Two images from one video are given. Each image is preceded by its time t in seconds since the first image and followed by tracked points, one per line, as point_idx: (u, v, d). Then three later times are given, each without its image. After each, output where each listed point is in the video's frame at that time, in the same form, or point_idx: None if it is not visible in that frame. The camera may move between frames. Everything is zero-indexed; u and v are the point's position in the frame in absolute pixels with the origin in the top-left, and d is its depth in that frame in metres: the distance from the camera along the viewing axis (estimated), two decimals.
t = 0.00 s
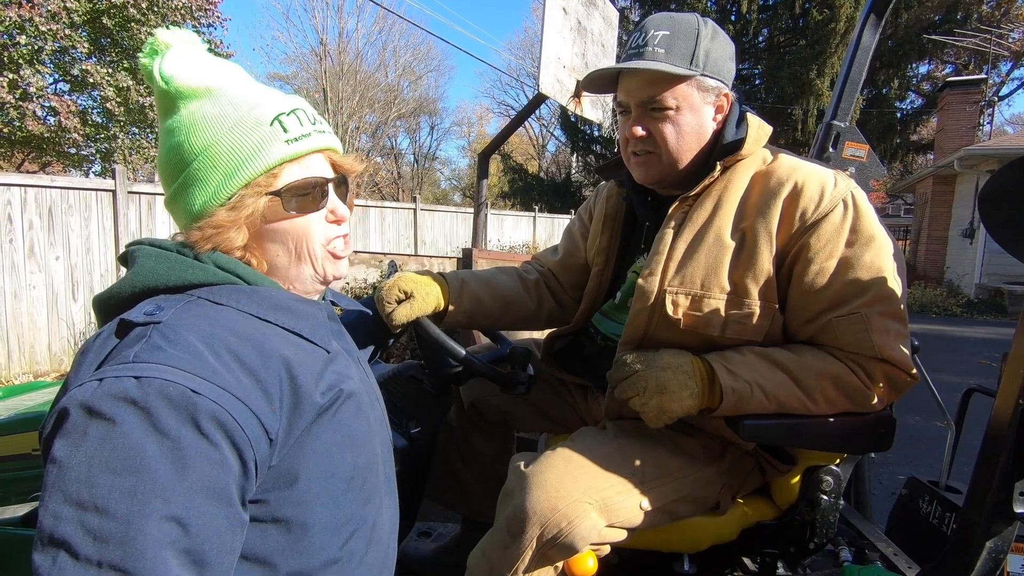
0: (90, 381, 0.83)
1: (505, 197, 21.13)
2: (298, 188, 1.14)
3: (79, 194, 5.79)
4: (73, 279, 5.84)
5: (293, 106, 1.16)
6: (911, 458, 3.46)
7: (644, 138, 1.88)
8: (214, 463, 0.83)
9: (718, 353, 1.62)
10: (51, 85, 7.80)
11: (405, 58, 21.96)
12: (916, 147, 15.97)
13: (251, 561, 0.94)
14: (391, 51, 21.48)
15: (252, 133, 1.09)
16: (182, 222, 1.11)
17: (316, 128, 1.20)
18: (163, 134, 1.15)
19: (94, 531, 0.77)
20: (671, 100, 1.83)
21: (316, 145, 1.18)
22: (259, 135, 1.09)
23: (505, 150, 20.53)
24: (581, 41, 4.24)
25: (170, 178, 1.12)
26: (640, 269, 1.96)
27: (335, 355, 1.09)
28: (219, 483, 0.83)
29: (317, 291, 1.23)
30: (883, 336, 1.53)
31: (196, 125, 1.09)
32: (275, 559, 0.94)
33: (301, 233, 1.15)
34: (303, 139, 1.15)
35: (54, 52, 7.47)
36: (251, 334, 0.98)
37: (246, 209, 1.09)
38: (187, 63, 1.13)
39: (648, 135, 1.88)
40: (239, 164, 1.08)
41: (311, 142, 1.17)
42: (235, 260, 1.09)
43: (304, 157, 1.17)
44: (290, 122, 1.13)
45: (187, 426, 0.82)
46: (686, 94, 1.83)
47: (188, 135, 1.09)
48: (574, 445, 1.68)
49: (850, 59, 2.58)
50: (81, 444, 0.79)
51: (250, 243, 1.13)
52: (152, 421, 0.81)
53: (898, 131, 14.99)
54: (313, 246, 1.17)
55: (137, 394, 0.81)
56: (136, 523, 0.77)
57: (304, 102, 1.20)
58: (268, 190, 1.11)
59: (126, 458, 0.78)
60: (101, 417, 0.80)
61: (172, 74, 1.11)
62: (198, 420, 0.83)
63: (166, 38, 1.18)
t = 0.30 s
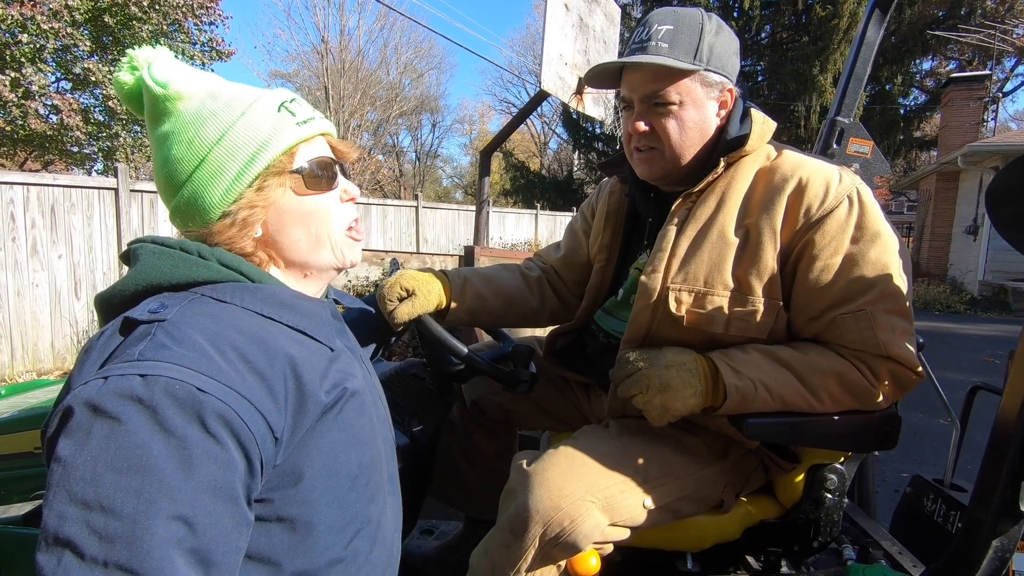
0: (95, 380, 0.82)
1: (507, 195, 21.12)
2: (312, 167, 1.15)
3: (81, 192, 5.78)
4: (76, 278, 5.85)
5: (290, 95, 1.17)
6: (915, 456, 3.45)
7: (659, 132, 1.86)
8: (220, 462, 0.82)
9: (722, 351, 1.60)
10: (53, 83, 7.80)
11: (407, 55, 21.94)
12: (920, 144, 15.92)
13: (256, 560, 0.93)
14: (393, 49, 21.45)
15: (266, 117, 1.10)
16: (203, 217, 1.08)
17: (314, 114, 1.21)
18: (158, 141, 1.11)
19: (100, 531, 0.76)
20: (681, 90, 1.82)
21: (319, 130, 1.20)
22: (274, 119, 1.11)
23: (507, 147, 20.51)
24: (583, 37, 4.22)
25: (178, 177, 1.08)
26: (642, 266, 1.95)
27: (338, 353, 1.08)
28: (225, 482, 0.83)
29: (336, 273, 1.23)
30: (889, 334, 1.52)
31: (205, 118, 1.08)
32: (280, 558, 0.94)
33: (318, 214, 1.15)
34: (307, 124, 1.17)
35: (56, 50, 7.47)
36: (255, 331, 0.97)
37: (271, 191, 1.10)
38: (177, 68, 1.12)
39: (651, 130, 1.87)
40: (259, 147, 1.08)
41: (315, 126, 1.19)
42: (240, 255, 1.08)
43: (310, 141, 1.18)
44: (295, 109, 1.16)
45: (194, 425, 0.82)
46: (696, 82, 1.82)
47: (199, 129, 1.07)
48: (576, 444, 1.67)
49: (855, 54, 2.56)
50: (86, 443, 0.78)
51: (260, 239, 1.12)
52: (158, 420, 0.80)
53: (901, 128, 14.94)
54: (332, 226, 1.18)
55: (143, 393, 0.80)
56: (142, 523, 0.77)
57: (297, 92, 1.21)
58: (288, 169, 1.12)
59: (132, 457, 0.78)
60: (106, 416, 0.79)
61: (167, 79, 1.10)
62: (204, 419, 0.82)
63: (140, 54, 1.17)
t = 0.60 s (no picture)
0: (97, 380, 0.82)
1: (507, 192, 21.11)
2: (308, 165, 1.15)
3: (81, 190, 5.78)
4: (76, 275, 5.84)
5: (280, 89, 1.16)
6: (916, 454, 3.44)
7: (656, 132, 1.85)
8: (223, 461, 0.82)
9: (724, 349, 1.60)
10: (52, 81, 7.79)
11: (407, 52, 21.91)
12: (921, 140, 15.91)
13: (260, 559, 0.92)
14: (393, 46, 21.41)
15: (255, 116, 1.09)
16: (199, 219, 1.07)
17: (305, 108, 1.20)
18: (151, 144, 1.11)
19: (104, 531, 0.76)
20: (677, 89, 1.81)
21: (311, 124, 1.19)
22: (263, 116, 1.10)
23: (507, 144, 20.49)
24: (583, 34, 4.20)
25: (173, 180, 1.08)
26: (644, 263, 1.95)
27: (340, 351, 1.08)
28: (229, 481, 0.82)
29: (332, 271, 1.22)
30: (892, 331, 1.51)
31: (195, 120, 1.07)
32: (284, 557, 0.93)
33: (313, 212, 1.14)
34: (299, 118, 1.16)
35: (55, 47, 7.45)
36: (257, 330, 0.96)
37: (264, 192, 1.10)
38: (164, 69, 1.12)
39: (655, 125, 1.86)
40: (250, 147, 1.07)
41: (306, 120, 1.18)
42: (241, 254, 1.08)
43: (302, 136, 1.17)
44: (286, 104, 1.14)
45: (197, 424, 0.81)
46: (694, 79, 1.81)
47: (189, 130, 1.07)
48: (578, 442, 1.67)
49: (858, 50, 2.54)
50: (89, 443, 0.78)
51: (261, 237, 1.12)
52: (161, 420, 0.80)
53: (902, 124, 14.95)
54: (328, 224, 1.17)
55: (145, 392, 0.80)
56: (146, 523, 0.76)
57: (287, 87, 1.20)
58: (280, 168, 1.11)
59: (135, 457, 0.77)
60: (109, 415, 0.78)
61: (155, 81, 1.10)
62: (208, 419, 0.82)
63: (130, 56, 1.17)
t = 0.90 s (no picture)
0: (90, 379, 0.82)
1: (506, 190, 21.09)
2: (314, 163, 1.15)
3: (80, 188, 5.77)
4: (75, 273, 5.84)
5: (297, 92, 1.18)
6: (916, 450, 3.45)
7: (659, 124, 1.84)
8: (215, 461, 0.81)
9: (723, 346, 1.59)
10: (50, 78, 7.77)
11: (406, 50, 21.88)
12: (920, 137, 15.91)
13: (257, 558, 0.92)
14: (392, 43, 21.38)
15: (270, 112, 1.10)
16: (200, 206, 1.07)
17: (319, 113, 1.22)
18: (162, 131, 1.10)
19: (96, 530, 0.76)
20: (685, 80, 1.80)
21: (324, 127, 1.20)
22: (279, 113, 1.11)
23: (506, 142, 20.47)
24: (582, 31, 4.19)
25: (178, 166, 1.08)
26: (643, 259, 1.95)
27: (337, 348, 1.07)
28: (221, 481, 0.82)
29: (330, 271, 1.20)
30: (892, 328, 1.51)
31: (209, 110, 1.07)
32: (281, 556, 0.93)
33: (314, 210, 1.13)
34: (313, 120, 1.17)
35: (53, 45, 7.43)
36: (252, 328, 0.96)
37: (275, 181, 1.10)
38: (186, 60, 1.12)
39: (650, 123, 1.86)
40: (261, 139, 1.07)
41: (319, 124, 1.19)
42: (239, 250, 1.07)
43: (313, 137, 1.18)
44: (302, 105, 1.16)
45: (188, 424, 0.81)
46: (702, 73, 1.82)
47: (202, 119, 1.07)
48: (577, 440, 1.66)
49: (858, 46, 2.54)
50: (81, 442, 0.78)
51: (261, 228, 1.11)
52: (152, 419, 0.79)
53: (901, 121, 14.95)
54: (329, 222, 1.16)
55: (137, 392, 0.80)
56: (137, 523, 0.76)
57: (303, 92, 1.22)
58: (290, 162, 1.11)
59: (126, 456, 0.77)
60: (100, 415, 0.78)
61: (177, 69, 1.10)
62: (199, 419, 0.81)
63: (152, 46, 1.17)
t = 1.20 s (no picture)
0: (99, 372, 0.82)
1: (507, 187, 21.09)
2: (317, 161, 1.15)
3: (81, 186, 5.77)
4: (76, 272, 5.84)
5: (303, 93, 1.19)
6: (917, 448, 3.45)
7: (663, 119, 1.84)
8: (223, 456, 0.81)
9: (726, 343, 1.60)
10: (51, 76, 7.76)
11: (406, 47, 21.85)
12: (922, 134, 15.89)
13: (264, 554, 0.92)
14: (392, 40, 21.35)
15: (277, 110, 1.10)
16: (203, 201, 1.07)
17: (324, 113, 1.23)
18: (169, 127, 1.10)
19: (104, 524, 0.76)
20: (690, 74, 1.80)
21: (328, 127, 1.21)
22: (286, 112, 1.12)
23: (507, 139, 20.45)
24: (583, 28, 4.18)
25: (183, 161, 1.07)
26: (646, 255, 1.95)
27: (344, 346, 1.07)
28: (230, 476, 0.82)
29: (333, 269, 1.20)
30: (895, 325, 1.51)
31: (216, 106, 1.08)
32: (289, 552, 0.93)
33: (316, 206, 1.13)
34: (317, 120, 1.18)
35: (53, 43, 7.42)
36: (260, 324, 0.96)
37: (278, 175, 1.10)
38: (194, 59, 1.13)
39: (656, 120, 1.86)
40: (267, 136, 1.08)
41: (324, 123, 1.20)
42: (245, 246, 1.07)
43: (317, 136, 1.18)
44: (307, 105, 1.18)
45: (197, 418, 0.81)
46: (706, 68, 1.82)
47: (209, 114, 1.07)
48: (580, 437, 1.66)
49: (861, 42, 2.54)
50: (90, 435, 0.78)
51: (265, 223, 1.11)
52: (161, 413, 0.79)
53: (902, 118, 14.94)
54: (331, 218, 1.16)
55: (147, 386, 0.80)
56: (146, 517, 0.76)
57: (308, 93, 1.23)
58: (293, 158, 1.12)
59: (136, 450, 0.77)
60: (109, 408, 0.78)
61: (185, 68, 1.10)
62: (208, 413, 0.81)
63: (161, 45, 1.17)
